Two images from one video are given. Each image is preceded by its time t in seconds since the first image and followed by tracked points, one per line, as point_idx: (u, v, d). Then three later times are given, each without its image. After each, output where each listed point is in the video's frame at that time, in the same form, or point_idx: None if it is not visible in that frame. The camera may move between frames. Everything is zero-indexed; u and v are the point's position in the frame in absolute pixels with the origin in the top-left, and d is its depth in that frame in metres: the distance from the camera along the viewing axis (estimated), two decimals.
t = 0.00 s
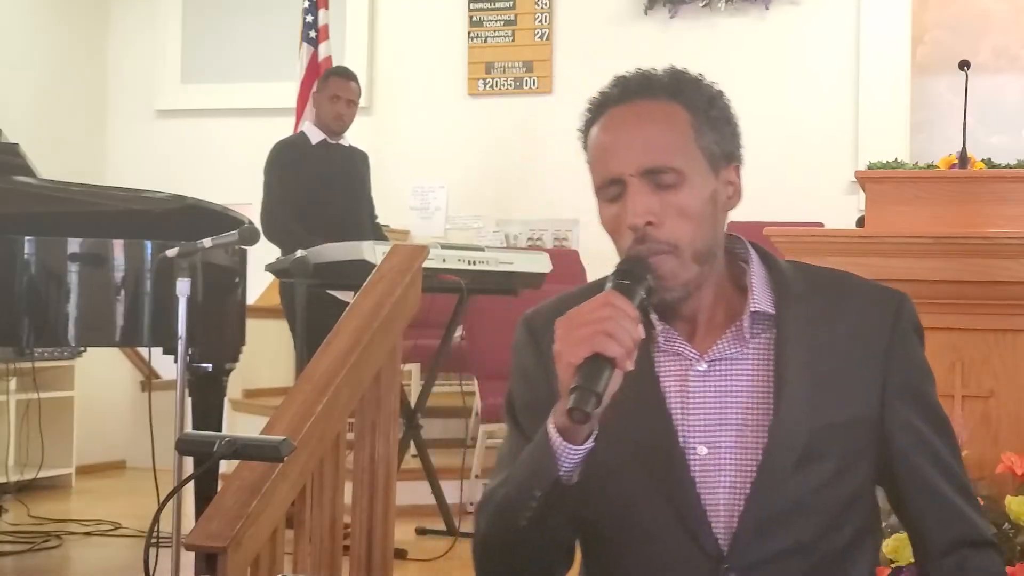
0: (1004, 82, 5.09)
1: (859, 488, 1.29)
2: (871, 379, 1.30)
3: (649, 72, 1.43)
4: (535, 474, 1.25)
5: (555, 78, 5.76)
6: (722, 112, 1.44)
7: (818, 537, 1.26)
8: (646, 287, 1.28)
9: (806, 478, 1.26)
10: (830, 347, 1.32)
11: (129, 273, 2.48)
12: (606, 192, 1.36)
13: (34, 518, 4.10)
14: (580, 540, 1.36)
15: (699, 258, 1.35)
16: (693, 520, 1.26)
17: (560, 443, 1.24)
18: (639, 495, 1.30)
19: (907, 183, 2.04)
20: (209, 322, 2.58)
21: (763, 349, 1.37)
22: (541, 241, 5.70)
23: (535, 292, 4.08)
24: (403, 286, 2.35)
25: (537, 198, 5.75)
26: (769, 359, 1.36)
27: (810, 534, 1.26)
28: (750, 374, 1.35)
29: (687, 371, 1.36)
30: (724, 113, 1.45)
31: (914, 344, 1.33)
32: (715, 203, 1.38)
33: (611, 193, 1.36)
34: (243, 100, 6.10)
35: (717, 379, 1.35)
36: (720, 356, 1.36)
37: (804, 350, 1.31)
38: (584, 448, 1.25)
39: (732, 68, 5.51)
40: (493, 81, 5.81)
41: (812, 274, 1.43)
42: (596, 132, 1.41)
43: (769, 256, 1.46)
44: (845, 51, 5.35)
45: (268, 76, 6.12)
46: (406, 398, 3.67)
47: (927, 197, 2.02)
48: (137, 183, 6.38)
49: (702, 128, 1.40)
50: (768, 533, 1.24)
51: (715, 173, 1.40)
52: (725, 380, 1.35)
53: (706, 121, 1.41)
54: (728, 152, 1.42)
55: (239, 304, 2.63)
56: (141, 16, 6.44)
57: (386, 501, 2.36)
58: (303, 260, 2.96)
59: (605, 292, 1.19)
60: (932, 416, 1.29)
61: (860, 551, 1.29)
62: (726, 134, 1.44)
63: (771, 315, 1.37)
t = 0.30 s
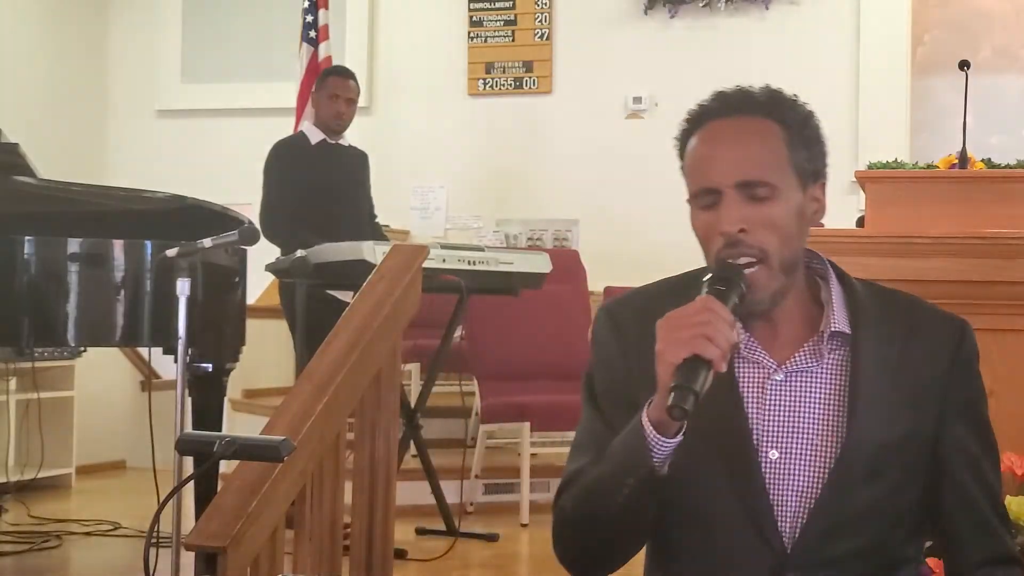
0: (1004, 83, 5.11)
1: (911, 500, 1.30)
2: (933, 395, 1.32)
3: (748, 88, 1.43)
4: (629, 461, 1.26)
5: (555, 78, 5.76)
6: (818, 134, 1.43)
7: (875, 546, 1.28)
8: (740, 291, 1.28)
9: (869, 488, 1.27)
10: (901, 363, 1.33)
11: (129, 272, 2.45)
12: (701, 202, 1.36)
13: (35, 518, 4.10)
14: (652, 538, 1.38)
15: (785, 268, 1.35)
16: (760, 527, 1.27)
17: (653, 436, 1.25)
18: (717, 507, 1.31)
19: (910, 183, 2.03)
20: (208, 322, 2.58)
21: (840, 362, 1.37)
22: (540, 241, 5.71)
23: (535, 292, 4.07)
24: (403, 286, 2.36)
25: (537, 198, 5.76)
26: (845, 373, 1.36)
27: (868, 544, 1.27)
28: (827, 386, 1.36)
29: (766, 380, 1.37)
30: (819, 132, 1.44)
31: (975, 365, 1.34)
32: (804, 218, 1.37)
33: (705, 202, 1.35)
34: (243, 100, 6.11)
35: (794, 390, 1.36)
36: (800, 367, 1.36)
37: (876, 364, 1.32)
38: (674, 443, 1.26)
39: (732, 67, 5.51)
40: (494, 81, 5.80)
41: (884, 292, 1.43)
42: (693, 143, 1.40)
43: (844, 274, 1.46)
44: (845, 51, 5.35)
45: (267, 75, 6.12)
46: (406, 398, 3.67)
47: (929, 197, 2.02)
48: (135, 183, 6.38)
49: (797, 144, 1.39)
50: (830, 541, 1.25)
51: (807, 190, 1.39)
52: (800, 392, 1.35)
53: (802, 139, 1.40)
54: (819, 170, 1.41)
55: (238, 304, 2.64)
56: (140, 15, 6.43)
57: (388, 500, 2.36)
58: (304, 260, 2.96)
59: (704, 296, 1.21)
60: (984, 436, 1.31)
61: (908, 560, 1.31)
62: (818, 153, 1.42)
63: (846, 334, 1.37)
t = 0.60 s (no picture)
0: (1003, 83, 5.13)
1: (915, 486, 1.30)
2: (944, 383, 1.30)
3: (766, 92, 1.43)
4: (647, 439, 1.27)
5: (555, 78, 5.77)
6: (833, 138, 1.43)
7: (880, 529, 1.28)
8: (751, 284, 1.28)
9: (878, 473, 1.26)
10: (914, 349, 1.31)
11: (130, 273, 2.45)
12: (717, 199, 1.36)
13: (35, 518, 4.10)
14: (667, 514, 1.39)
15: (798, 262, 1.34)
16: (771, 508, 1.27)
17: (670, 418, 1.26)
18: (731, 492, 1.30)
19: (910, 184, 2.04)
20: (207, 321, 2.58)
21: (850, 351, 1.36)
22: (540, 241, 5.72)
23: (535, 292, 4.07)
24: (403, 286, 2.36)
25: (538, 197, 5.77)
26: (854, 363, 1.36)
27: (874, 527, 1.27)
28: (838, 373, 1.35)
29: (776, 368, 1.36)
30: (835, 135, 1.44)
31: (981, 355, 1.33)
32: (818, 217, 1.37)
33: (721, 199, 1.36)
34: (243, 101, 6.12)
35: (805, 376, 1.35)
36: (809, 354, 1.35)
37: (888, 352, 1.31)
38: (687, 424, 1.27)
39: (732, 68, 5.52)
40: (494, 81, 5.81)
41: (888, 284, 1.42)
42: (712, 146, 1.41)
43: (853, 269, 1.44)
44: (845, 52, 5.36)
45: (268, 76, 6.13)
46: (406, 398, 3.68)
47: (929, 198, 2.03)
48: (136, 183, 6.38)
49: (811, 146, 1.39)
50: (839, 523, 1.25)
51: (821, 189, 1.38)
52: (811, 379, 1.35)
53: (816, 141, 1.39)
54: (834, 171, 1.41)
55: (239, 304, 2.64)
56: (141, 16, 6.44)
57: (388, 501, 2.36)
58: (304, 260, 2.88)
59: (719, 286, 1.22)
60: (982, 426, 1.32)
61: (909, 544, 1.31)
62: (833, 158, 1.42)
63: (856, 325, 1.36)
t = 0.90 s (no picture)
0: (1002, 83, 5.13)
1: (859, 475, 1.31)
2: (884, 373, 1.32)
3: (709, 102, 1.42)
4: (588, 428, 1.33)
5: (555, 78, 5.77)
6: (779, 144, 1.40)
7: (822, 515, 1.30)
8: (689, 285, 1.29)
9: (817, 460, 1.28)
10: (852, 340, 1.33)
11: (130, 273, 2.45)
12: (662, 208, 1.36)
13: (35, 519, 4.10)
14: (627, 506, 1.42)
15: (740, 263, 1.33)
16: (715, 495, 1.30)
17: (611, 413, 1.29)
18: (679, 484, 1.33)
19: (910, 184, 2.04)
20: (208, 321, 2.58)
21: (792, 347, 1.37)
22: (540, 241, 5.73)
23: (535, 292, 4.07)
24: (404, 285, 2.36)
25: (537, 198, 5.78)
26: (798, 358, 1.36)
27: (816, 514, 1.29)
28: (781, 367, 1.36)
29: (723, 364, 1.37)
30: (779, 137, 1.42)
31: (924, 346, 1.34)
32: (762, 219, 1.35)
33: (667, 206, 1.35)
34: (243, 101, 6.13)
35: (749, 371, 1.36)
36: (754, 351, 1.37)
37: (826, 344, 1.32)
38: (629, 415, 1.29)
39: (732, 69, 5.53)
40: (494, 82, 5.82)
41: (838, 283, 1.42)
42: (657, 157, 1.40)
43: (802, 270, 1.43)
44: (845, 52, 5.36)
45: (269, 77, 6.14)
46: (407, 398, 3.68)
47: (927, 198, 2.03)
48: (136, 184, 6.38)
49: (752, 152, 1.37)
50: (778, 507, 1.28)
51: (765, 191, 1.36)
52: (756, 374, 1.36)
53: (759, 147, 1.37)
54: (779, 176, 1.38)
55: (239, 304, 2.64)
56: (141, 17, 6.44)
57: (387, 499, 2.37)
58: (304, 260, 2.87)
59: (654, 286, 1.23)
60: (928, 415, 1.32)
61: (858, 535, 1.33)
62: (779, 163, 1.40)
63: (797, 321, 1.36)
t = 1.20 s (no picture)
0: (1002, 83, 5.13)
1: (822, 459, 1.35)
2: (839, 358, 1.36)
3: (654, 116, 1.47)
4: (557, 432, 1.44)
5: (554, 78, 5.77)
6: (725, 147, 1.45)
7: (788, 498, 1.33)
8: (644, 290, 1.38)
9: (776, 447, 1.33)
10: (808, 331, 1.38)
11: (130, 273, 2.46)
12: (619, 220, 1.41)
13: (35, 518, 4.10)
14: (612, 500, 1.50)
15: (696, 264, 1.39)
16: (684, 484, 1.36)
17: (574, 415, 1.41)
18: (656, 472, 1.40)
19: (912, 183, 2.04)
20: (208, 322, 2.59)
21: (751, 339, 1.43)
22: (540, 241, 5.73)
23: (535, 291, 4.06)
24: (404, 285, 2.36)
25: (537, 197, 5.78)
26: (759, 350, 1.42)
27: (783, 499, 1.33)
28: (744, 360, 1.42)
29: (689, 361, 1.44)
30: (724, 140, 1.46)
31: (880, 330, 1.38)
32: (712, 222, 1.40)
33: (622, 218, 1.40)
34: (244, 101, 6.13)
35: (714, 365, 1.42)
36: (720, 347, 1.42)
37: (780, 335, 1.38)
38: (595, 416, 1.41)
39: (732, 69, 5.53)
40: (494, 82, 5.81)
41: (801, 276, 1.47)
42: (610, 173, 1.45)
43: (761, 263, 1.49)
44: (846, 52, 5.37)
45: (269, 77, 6.14)
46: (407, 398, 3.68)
47: (926, 198, 2.03)
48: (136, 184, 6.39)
49: (698, 158, 1.41)
50: (740, 493, 1.32)
51: (713, 195, 1.41)
52: (722, 370, 1.42)
53: (705, 152, 1.42)
54: (726, 178, 1.44)
55: (239, 304, 2.64)
56: (142, 17, 6.44)
57: (387, 498, 2.37)
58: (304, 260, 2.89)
59: (605, 298, 1.31)
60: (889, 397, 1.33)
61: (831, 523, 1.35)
62: (726, 165, 1.45)
63: (755, 315, 1.41)
